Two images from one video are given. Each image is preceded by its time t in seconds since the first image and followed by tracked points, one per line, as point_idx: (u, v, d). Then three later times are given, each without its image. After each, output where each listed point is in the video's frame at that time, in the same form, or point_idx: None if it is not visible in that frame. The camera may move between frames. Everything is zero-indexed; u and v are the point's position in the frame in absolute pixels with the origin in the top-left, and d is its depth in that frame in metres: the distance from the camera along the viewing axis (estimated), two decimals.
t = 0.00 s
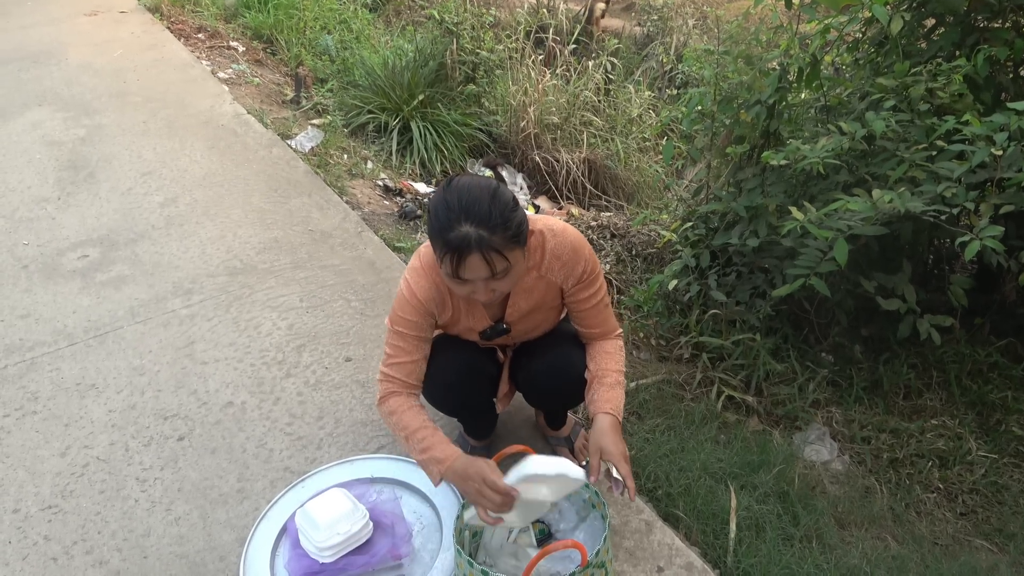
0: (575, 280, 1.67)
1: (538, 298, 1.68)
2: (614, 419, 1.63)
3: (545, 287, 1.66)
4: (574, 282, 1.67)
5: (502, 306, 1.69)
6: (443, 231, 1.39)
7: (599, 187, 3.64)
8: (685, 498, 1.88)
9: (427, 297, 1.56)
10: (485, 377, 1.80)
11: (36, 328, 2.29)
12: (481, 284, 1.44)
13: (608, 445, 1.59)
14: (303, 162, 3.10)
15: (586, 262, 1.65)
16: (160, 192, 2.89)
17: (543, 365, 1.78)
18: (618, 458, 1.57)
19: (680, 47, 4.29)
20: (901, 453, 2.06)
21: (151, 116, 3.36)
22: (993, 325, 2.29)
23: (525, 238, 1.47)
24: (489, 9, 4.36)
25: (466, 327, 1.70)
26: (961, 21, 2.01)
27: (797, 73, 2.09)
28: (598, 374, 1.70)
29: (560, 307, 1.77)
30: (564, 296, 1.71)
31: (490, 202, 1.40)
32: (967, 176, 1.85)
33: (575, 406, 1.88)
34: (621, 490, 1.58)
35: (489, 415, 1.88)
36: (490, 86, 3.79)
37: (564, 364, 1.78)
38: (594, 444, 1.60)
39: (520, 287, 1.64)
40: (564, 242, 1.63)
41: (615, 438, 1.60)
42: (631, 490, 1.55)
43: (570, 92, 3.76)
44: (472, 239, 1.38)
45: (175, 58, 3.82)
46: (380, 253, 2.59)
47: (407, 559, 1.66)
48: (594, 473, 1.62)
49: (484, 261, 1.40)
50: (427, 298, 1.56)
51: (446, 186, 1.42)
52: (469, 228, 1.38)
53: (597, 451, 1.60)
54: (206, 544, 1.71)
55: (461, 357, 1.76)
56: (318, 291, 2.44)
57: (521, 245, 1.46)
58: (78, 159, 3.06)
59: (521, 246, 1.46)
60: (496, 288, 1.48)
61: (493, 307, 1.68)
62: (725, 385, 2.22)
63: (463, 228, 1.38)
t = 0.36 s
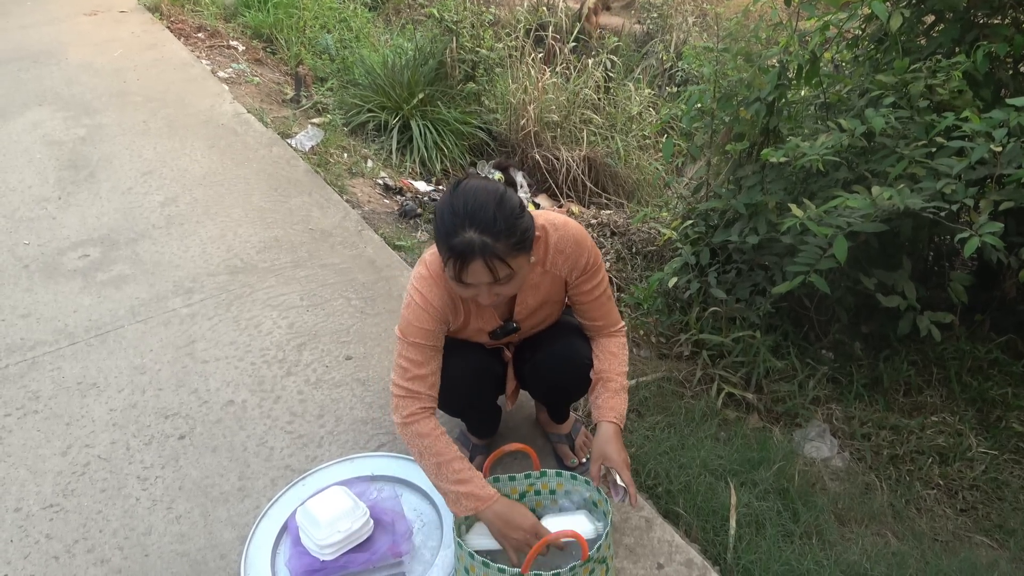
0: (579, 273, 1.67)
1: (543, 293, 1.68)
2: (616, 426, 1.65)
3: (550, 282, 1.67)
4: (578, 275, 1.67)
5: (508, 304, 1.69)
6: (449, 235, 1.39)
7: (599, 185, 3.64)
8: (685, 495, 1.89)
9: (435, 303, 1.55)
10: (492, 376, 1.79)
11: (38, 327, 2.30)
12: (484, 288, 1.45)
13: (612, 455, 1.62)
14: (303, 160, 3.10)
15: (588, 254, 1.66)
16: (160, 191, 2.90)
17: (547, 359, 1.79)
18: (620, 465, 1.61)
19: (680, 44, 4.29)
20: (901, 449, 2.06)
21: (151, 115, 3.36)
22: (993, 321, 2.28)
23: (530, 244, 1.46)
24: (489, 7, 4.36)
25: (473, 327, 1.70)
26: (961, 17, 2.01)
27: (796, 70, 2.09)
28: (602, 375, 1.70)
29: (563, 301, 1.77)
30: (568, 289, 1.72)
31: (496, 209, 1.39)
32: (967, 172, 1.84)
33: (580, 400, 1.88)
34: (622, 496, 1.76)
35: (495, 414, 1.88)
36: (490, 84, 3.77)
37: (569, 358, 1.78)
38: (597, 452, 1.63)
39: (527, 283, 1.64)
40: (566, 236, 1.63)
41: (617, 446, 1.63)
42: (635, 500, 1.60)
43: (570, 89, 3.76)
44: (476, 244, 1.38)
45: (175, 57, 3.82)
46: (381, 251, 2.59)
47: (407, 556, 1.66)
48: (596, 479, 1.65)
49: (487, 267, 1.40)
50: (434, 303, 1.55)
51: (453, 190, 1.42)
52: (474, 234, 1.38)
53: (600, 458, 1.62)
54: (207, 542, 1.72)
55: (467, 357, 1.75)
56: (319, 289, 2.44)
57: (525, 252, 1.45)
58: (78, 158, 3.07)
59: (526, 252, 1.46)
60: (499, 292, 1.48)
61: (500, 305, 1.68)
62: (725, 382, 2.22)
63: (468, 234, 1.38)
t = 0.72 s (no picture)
0: (582, 283, 1.67)
1: (545, 301, 1.68)
2: (620, 429, 1.64)
3: (552, 290, 1.67)
4: (582, 284, 1.67)
5: (509, 309, 1.69)
6: (428, 232, 1.42)
7: (600, 183, 3.64)
8: (685, 494, 1.88)
9: (417, 296, 1.58)
10: (493, 380, 1.80)
11: (38, 327, 2.30)
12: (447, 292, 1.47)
13: (614, 455, 1.60)
14: (303, 160, 3.10)
15: (593, 264, 1.65)
16: (160, 191, 2.90)
17: (552, 364, 1.79)
18: (623, 467, 1.59)
19: (680, 42, 4.28)
20: (902, 447, 2.06)
21: (151, 115, 3.36)
22: (995, 319, 2.28)
23: (509, 264, 1.44)
24: (488, 5, 4.35)
25: (470, 330, 1.70)
26: (961, 14, 2.01)
27: (796, 67, 2.08)
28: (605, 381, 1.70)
29: (568, 309, 1.77)
30: (571, 298, 1.71)
31: (478, 221, 1.39)
32: (968, 169, 1.84)
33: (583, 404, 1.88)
34: (623, 498, 1.72)
35: (497, 416, 1.88)
36: (490, 84, 3.75)
37: (572, 364, 1.78)
38: (599, 452, 1.62)
39: (527, 291, 1.65)
40: (570, 246, 1.63)
41: (619, 448, 1.61)
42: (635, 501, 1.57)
43: (570, 88, 3.76)
44: (443, 249, 1.39)
45: (175, 57, 3.83)
46: (381, 251, 2.59)
47: (408, 556, 1.67)
48: (598, 479, 1.64)
49: (444, 276, 1.42)
50: (416, 296, 1.58)
51: (454, 192, 1.43)
52: (446, 241, 1.39)
53: (601, 459, 1.61)
54: (208, 542, 1.72)
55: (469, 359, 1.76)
56: (319, 289, 2.44)
57: (497, 272, 1.44)
58: (78, 158, 3.07)
59: (501, 272, 1.44)
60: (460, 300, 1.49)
61: (500, 310, 1.68)
62: (726, 381, 2.22)
63: (441, 238, 1.40)
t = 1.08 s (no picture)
0: (580, 289, 1.66)
1: (542, 305, 1.68)
2: (619, 431, 1.64)
3: (549, 295, 1.67)
4: (579, 290, 1.67)
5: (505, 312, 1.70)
6: (418, 235, 1.42)
7: (602, 183, 3.64)
8: (685, 495, 1.89)
9: (407, 296, 1.57)
10: (490, 381, 1.81)
11: (40, 323, 2.30)
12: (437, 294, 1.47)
13: (613, 459, 1.60)
14: (306, 158, 3.10)
15: (591, 270, 1.65)
16: (163, 187, 2.90)
17: (551, 368, 1.79)
18: (621, 470, 1.60)
19: (684, 43, 4.29)
20: (902, 451, 2.06)
21: (154, 111, 3.37)
22: (996, 323, 2.28)
23: (500, 267, 1.45)
24: (492, 4, 4.35)
25: (466, 331, 1.71)
26: (965, 18, 2.01)
27: (800, 70, 2.08)
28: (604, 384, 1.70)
29: (566, 314, 1.76)
30: (569, 303, 1.71)
31: (468, 224, 1.39)
32: (970, 174, 1.84)
33: (582, 407, 1.88)
34: (622, 501, 1.67)
35: (495, 415, 1.89)
36: (492, 82, 3.80)
37: (570, 367, 1.79)
38: (597, 454, 1.62)
39: (523, 295, 1.64)
40: (568, 251, 1.63)
41: (619, 451, 1.61)
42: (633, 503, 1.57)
43: (573, 88, 3.76)
44: (433, 253, 1.40)
45: (178, 54, 3.83)
46: (383, 249, 2.59)
47: (408, 555, 1.66)
48: (596, 481, 1.64)
49: (435, 280, 1.43)
50: (403, 297, 1.57)
51: (444, 194, 1.43)
52: (436, 244, 1.40)
53: (599, 461, 1.61)
54: (208, 539, 1.72)
55: (468, 360, 1.77)
56: (321, 287, 2.44)
57: (488, 275, 1.44)
58: (81, 154, 3.07)
59: (491, 275, 1.45)
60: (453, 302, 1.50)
61: (496, 313, 1.68)
62: (726, 382, 2.22)
63: (431, 241, 1.40)
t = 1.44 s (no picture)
0: (584, 281, 1.67)
1: (546, 300, 1.68)
2: (625, 397, 1.66)
3: (553, 289, 1.67)
4: (583, 282, 1.67)
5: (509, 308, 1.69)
6: (440, 235, 1.41)
7: (605, 183, 3.63)
8: (687, 495, 1.89)
9: (413, 294, 1.57)
10: (494, 379, 1.80)
11: (43, 317, 2.30)
12: (468, 291, 1.46)
13: (619, 423, 1.62)
14: (309, 154, 3.10)
15: (593, 261, 1.66)
16: (166, 183, 2.90)
17: (554, 362, 1.79)
18: (628, 432, 1.61)
19: (688, 44, 4.29)
20: (903, 453, 2.06)
21: (157, 107, 3.37)
22: (998, 326, 2.28)
23: (522, 250, 1.47)
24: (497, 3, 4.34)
25: (471, 329, 1.71)
26: (971, 21, 2.01)
27: (805, 72, 2.08)
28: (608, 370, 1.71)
29: (569, 307, 1.77)
30: (572, 295, 1.72)
31: (487, 213, 1.40)
32: (975, 177, 1.84)
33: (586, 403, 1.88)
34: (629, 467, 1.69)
35: (499, 413, 1.89)
36: (496, 81, 3.80)
37: (573, 361, 1.78)
38: (603, 420, 1.64)
39: (528, 290, 1.64)
40: (570, 243, 1.64)
41: (624, 414, 1.63)
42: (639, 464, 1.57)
43: (577, 88, 3.76)
44: (462, 247, 1.39)
45: (182, 49, 3.83)
46: (385, 247, 2.59)
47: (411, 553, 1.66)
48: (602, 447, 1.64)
49: (471, 273, 1.41)
50: (413, 296, 1.57)
51: (453, 191, 1.43)
52: (462, 237, 1.39)
53: (605, 426, 1.64)
54: (210, 534, 1.72)
55: (473, 359, 1.77)
56: (323, 284, 2.44)
57: (514, 260, 1.45)
58: (84, 149, 3.07)
59: (516, 260, 1.46)
60: (484, 297, 1.49)
61: (501, 309, 1.68)
62: (728, 383, 2.22)
63: (457, 236, 1.39)
